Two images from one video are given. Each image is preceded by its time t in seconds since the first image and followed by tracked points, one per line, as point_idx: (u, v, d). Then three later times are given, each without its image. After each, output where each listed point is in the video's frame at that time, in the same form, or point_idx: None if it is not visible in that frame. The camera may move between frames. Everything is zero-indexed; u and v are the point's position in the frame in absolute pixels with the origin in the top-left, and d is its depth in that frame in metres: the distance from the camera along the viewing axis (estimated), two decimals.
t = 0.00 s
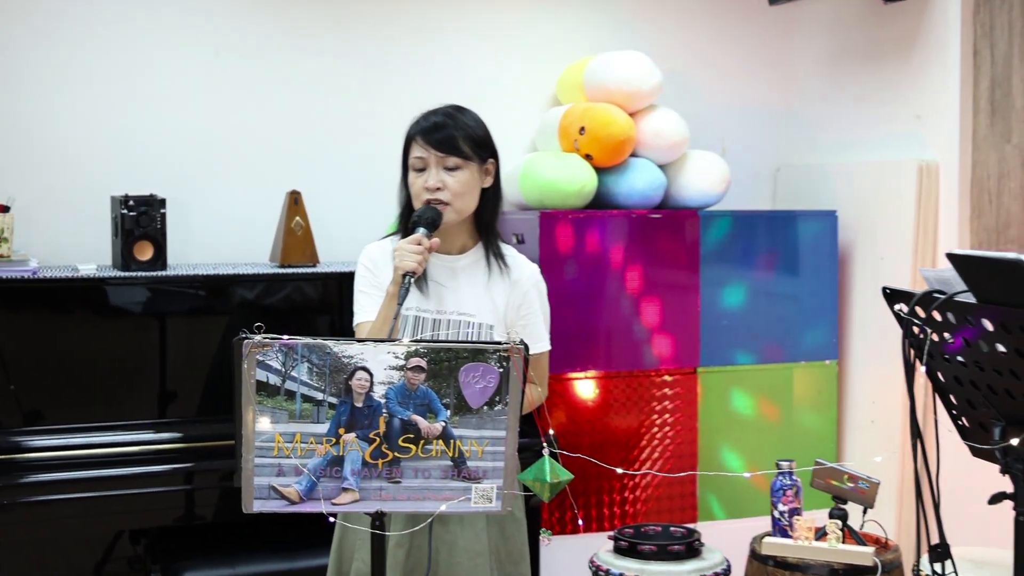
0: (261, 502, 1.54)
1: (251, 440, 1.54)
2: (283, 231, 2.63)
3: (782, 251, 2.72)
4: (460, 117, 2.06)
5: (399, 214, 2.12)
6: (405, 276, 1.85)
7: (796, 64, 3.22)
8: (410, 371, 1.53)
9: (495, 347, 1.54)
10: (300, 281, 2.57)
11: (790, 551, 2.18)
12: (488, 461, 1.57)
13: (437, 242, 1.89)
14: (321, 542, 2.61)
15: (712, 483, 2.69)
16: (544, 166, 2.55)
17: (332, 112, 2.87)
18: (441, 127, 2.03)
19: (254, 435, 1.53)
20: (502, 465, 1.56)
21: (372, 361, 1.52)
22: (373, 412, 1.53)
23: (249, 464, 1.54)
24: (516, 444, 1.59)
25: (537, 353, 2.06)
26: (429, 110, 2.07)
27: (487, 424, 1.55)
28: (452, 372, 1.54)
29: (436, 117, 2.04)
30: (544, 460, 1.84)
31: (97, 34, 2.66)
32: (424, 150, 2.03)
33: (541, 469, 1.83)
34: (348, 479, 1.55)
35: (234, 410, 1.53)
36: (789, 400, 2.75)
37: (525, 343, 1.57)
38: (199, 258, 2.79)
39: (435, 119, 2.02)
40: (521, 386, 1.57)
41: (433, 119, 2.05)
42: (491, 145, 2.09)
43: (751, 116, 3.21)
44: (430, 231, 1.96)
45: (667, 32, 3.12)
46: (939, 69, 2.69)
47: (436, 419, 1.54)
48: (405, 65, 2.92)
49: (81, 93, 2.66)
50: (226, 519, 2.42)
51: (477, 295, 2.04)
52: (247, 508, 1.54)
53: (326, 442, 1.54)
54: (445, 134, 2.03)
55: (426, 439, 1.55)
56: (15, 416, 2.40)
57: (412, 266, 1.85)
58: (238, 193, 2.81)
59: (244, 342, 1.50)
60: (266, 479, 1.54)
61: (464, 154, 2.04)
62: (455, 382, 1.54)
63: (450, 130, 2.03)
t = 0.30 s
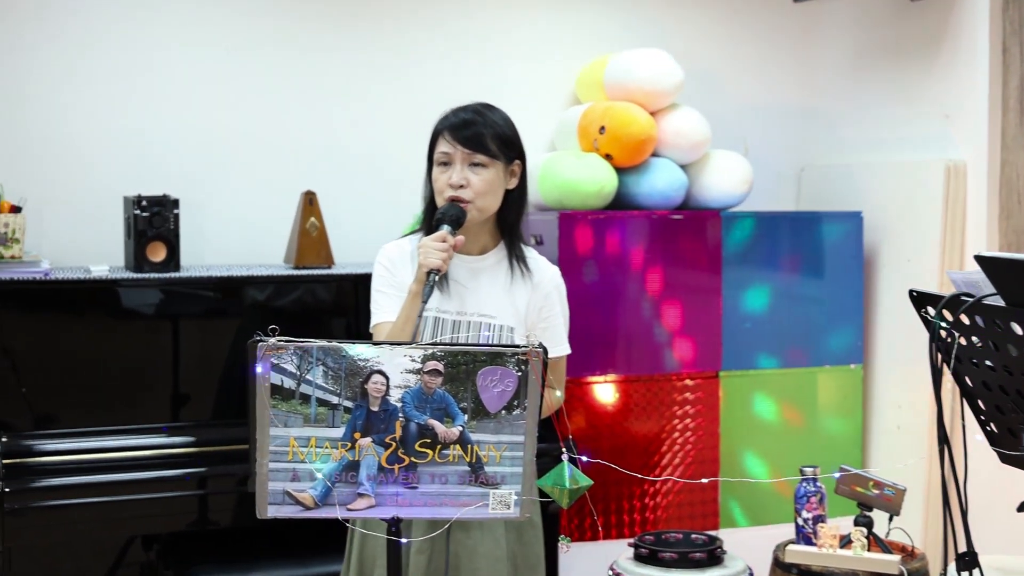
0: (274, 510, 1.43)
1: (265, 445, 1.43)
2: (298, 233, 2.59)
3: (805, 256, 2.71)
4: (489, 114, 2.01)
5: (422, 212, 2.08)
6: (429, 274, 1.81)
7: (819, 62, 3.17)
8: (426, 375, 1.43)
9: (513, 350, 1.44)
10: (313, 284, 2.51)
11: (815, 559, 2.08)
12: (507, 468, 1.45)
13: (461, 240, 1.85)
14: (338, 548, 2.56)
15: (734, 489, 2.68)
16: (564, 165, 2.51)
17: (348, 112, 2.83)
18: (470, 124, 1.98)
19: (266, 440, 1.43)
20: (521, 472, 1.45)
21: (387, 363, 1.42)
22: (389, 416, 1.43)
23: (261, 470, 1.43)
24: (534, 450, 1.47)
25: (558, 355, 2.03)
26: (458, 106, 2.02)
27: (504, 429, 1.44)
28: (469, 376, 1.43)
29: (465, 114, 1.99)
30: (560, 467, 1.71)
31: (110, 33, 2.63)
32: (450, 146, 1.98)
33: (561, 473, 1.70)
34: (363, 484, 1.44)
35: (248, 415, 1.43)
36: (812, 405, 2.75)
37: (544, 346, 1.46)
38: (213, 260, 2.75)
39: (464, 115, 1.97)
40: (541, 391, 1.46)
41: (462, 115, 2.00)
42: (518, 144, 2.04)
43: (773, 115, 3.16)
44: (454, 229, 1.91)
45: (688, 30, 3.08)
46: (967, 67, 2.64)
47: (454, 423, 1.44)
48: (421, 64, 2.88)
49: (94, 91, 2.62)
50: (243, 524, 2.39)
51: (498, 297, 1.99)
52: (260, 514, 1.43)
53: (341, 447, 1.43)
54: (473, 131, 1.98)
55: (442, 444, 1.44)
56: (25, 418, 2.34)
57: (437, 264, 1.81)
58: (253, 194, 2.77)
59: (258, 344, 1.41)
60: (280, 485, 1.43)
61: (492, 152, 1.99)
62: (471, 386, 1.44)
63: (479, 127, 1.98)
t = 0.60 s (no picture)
0: (282, 510, 1.40)
1: (272, 447, 1.40)
2: (305, 234, 2.59)
3: (815, 258, 2.70)
4: (494, 112, 2.01)
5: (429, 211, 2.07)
6: (440, 272, 1.81)
7: (829, 63, 3.16)
8: (433, 377, 1.39)
9: (521, 352, 1.40)
10: (321, 285, 2.51)
11: (822, 562, 2.05)
12: (515, 469, 1.42)
13: (469, 238, 1.86)
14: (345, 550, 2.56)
15: (742, 491, 2.68)
16: (572, 166, 2.52)
17: (356, 112, 2.82)
18: (475, 122, 1.98)
19: (273, 442, 1.40)
20: (529, 473, 1.42)
21: (395, 365, 1.39)
22: (396, 418, 1.40)
23: (269, 471, 1.40)
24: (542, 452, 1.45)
25: (566, 355, 2.01)
26: (463, 104, 2.02)
27: (512, 432, 1.41)
28: (476, 378, 1.40)
29: (470, 111, 1.98)
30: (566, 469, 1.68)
31: (117, 33, 2.62)
32: (456, 144, 1.98)
33: (568, 475, 1.67)
34: (370, 486, 1.41)
35: (255, 417, 1.40)
36: (821, 407, 2.74)
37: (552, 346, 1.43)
38: (221, 261, 2.75)
39: (470, 113, 1.96)
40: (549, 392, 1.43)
41: (467, 113, 1.99)
42: (524, 142, 2.03)
43: (782, 116, 3.15)
44: (461, 227, 1.91)
45: (696, 31, 3.07)
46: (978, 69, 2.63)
47: (461, 425, 1.41)
48: (429, 65, 2.87)
49: (101, 92, 2.62)
50: (251, 526, 2.38)
51: (506, 296, 1.98)
52: (268, 516, 1.40)
53: (348, 449, 1.40)
54: (479, 129, 1.97)
55: (449, 446, 1.40)
56: (32, 421, 2.33)
57: (446, 262, 1.81)
58: (260, 195, 2.76)
59: (265, 346, 1.37)
60: (286, 486, 1.40)
61: (498, 150, 1.98)
62: (479, 387, 1.40)
63: (485, 125, 1.98)
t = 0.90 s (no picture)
0: (287, 513, 1.38)
1: (277, 449, 1.38)
2: (311, 234, 2.57)
3: (824, 259, 2.69)
4: (492, 110, 1.98)
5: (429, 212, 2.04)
6: (443, 274, 1.79)
7: (838, 62, 3.15)
8: (439, 378, 1.37)
9: (528, 353, 1.38)
10: (327, 285, 2.49)
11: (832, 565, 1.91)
12: (521, 471, 1.40)
13: (472, 239, 1.84)
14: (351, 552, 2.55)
15: (750, 493, 2.67)
16: (578, 167, 2.51)
17: (361, 112, 2.81)
18: (474, 121, 1.95)
19: (277, 444, 1.38)
20: (535, 476, 1.40)
21: (400, 366, 1.36)
22: (402, 420, 1.38)
23: (272, 474, 1.38)
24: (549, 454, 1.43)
25: (572, 352, 2.00)
26: (461, 102, 1.99)
27: (519, 433, 1.39)
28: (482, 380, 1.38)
29: (468, 111, 1.95)
30: (574, 470, 1.56)
31: (121, 33, 2.61)
32: (456, 144, 1.95)
33: (575, 477, 1.56)
34: (376, 488, 1.38)
35: (260, 418, 1.38)
36: (830, 409, 2.72)
37: (558, 348, 1.41)
38: (226, 262, 2.73)
39: (468, 112, 1.93)
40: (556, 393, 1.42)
41: (465, 112, 1.97)
42: (523, 141, 2.01)
43: (789, 116, 3.13)
44: (463, 228, 1.90)
45: (703, 31, 3.05)
46: (988, 69, 2.61)
47: (467, 426, 1.38)
48: (434, 65, 2.86)
49: (104, 92, 2.61)
50: (255, 528, 2.36)
51: (510, 295, 1.96)
52: (273, 518, 1.38)
53: (353, 451, 1.38)
54: (478, 128, 1.94)
55: (454, 448, 1.38)
56: (36, 422, 2.32)
57: (449, 263, 1.80)
58: (265, 195, 2.75)
59: (270, 347, 1.36)
60: (291, 489, 1.38)
61: (498, 149, 1.95)
62: (486, 390, 1.38)
63: (484, 124, 1.95)
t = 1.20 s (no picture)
0: (289, 513, 1.38)
1: (280, 450, 1.38)
2: (313, 235, 2.57)
3: (827, 260, 2.68)
4: (481, 115, 1.99)
5: (422, 218, 2.04)
6: (443, 281, 1.78)
7: (841, 63, 3.14)
8: (441, 380, 1.36)
9: (530, 355, 1.37)
10: (330, 286, 2.49)
11: (833, 566, 1.86)
12: (524, 472, 1.40)
13: (471, 245, 1.83)
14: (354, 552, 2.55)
15: (753, 495, 2.67)
16: (580, 168, 2.51)
17: (364, 112, 2.81)
18: (465, 126, 1.95)
19: (280, 444, 1.38)
20: (538, 476, 1.40)
21: (402, 368, 1.36)
22: (404, 421, 1.37)
23: (276, 474, 1.38)
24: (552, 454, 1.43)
25: (572, 353, 1.99)
26: (450, 108, 1.99)
27: (522, 434, 1.38)
28: (485, 381, 1.37)
29: (458, 116, 1.96)
30: (577, 471, 1.55)
31: (123, 33, 2.61)
32: (447, 151, 1.95)
33: (577, 478, 1.54)
34: (378, 490, 1.38)
35: (263, 419, 1.38)
36: (833, 410, 2.72)
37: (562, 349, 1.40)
38: (229, 261, 2.73)
39: (459, 117, 1.94)
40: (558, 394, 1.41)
41: (455, 117, 1.97)
42: (513, 143, 2.01)
43: (792, 116, 3.12)
44: (460, 235, 1.88)
45: (706, 31, 3.04)
46: (992, 70, 2.61)
47: (470, 427, 1.38)
48: (437, 65, 2.86)
49: (107, 92, 2.61)
50: (257, 529, 2.36)
51: (507, 296, 1.96)
52: (275, 519, 1.38)
53: (355, 452, 1.37)
54: (469, 133, 1.94)
55: (457, 449, 1.38)
56: (38, 422, 2.32)
57: (449, 271, 1.79)
58: (267, 195, 2.75)
59: (272, 348, 1.35)
60: (293, 490, 1.38)
61: (489, 153, 1.96)
62: (489, 391, 1.38)
63: (475, 129, 1.95)
